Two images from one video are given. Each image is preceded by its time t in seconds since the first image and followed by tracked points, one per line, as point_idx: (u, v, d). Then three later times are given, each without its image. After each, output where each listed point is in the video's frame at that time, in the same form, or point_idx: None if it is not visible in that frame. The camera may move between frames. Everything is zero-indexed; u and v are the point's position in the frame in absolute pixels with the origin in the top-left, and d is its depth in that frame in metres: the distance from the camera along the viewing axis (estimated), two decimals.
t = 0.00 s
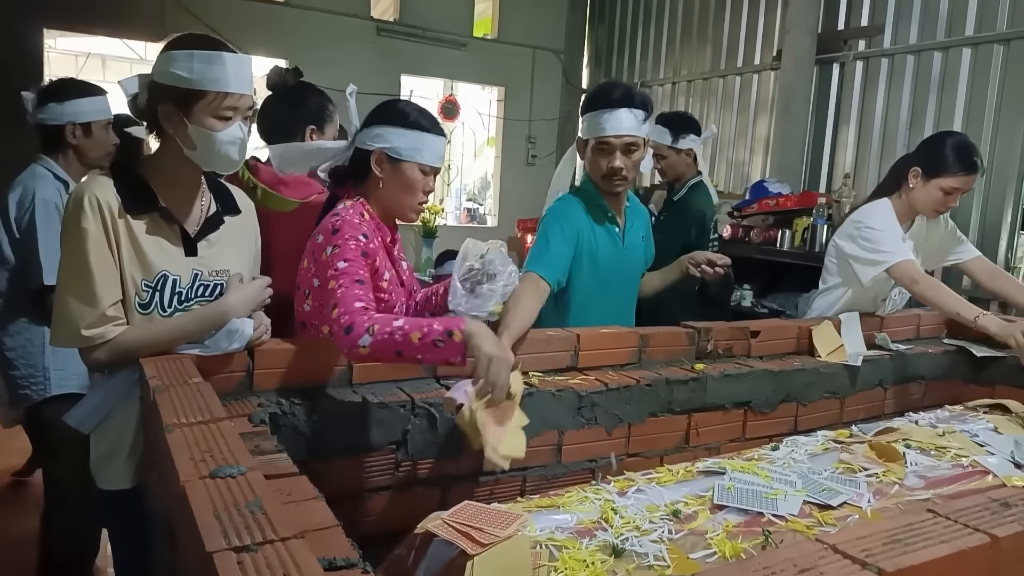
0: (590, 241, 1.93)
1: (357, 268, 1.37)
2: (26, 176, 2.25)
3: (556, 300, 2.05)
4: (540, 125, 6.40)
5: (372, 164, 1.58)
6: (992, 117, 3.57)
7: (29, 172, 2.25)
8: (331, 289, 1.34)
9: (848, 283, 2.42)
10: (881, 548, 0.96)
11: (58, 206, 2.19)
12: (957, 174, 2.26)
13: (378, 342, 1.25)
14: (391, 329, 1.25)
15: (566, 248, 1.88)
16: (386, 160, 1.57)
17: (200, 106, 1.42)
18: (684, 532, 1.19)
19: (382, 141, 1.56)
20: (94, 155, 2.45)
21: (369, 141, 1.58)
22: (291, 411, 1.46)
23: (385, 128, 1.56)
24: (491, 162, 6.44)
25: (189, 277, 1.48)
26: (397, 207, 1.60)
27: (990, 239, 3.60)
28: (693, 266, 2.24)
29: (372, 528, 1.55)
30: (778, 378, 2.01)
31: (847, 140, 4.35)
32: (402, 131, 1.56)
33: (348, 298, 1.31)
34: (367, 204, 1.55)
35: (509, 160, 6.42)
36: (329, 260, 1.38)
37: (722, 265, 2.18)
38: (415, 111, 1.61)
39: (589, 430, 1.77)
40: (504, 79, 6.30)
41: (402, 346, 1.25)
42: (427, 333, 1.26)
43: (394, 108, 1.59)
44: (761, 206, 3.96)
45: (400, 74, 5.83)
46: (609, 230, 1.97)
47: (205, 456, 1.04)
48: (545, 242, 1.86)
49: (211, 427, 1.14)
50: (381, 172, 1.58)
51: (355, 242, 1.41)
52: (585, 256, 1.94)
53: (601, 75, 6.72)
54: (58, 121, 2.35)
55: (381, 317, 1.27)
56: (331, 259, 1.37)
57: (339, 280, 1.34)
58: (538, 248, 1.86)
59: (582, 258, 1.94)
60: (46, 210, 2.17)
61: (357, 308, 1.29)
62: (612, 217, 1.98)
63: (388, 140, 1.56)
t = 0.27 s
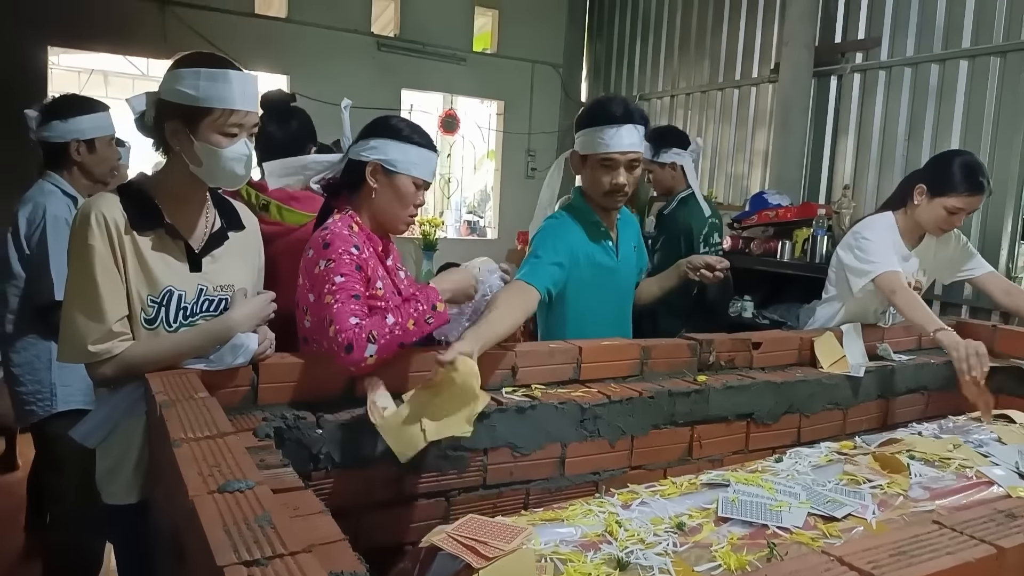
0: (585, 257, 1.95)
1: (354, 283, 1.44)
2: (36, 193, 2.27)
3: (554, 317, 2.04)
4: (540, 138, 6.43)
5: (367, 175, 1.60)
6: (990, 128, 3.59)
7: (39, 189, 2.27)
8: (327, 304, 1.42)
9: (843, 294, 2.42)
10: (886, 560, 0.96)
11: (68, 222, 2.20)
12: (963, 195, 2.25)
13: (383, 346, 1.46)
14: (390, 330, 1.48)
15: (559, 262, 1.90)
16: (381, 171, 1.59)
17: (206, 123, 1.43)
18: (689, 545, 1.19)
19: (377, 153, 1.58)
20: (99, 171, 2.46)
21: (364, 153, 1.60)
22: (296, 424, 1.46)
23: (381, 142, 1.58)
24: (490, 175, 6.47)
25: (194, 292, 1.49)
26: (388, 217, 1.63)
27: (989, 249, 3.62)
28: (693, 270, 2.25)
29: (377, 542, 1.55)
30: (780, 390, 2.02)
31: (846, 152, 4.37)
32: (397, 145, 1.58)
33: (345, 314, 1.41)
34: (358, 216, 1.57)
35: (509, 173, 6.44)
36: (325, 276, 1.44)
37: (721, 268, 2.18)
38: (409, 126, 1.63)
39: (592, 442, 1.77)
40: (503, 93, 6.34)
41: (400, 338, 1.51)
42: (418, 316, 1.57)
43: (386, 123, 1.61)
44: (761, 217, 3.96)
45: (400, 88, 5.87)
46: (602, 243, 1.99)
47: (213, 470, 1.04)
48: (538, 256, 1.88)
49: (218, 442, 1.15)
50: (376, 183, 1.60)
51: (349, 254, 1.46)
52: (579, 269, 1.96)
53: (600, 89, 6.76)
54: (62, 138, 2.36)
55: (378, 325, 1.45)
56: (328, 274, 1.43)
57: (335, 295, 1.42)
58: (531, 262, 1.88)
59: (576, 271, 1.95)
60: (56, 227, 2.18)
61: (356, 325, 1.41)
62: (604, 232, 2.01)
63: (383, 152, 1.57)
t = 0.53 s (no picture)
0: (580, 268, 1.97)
1: (338, 296, 1.43)
2: (35, 207, 2.28)
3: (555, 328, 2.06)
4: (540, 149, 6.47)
5: (353, 182, 1.60)
6: (988, 139, 3.62)
7: (37, 203, 2.28)
8: (311, 316, 1.40)
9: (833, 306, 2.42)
10: (885, 566, 0.97)
11: (67, 236, 2.22)
12: (953, 204, 2.26)
13: (362, 371, 1.42)
14: (375, 358, 1.44)
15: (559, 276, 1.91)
16: (367, 177, 1.59)
17: (210, 135, 1.46)
18: (691, 553, 1.21)
19: (361, 159, 1.58)
20: (100, 183, 2.47)
21: (348, 160, 1.60)
22: (300, 435, 1.48)
23: (366, 149, 1.58)
24: (491, 186, 6.50)
25: (198, 303, 1.51)
26: (375, 224, 1.60)
27: (988, 259, 3.64)
28: (686, 273, 2.30)
29: (379, 553, 1.55)
30: (780, 400, 2.03)
31: (845, 162, 4.41)
32: (382, 152, 1.59)
33: (328, 327, 1.39)
34: (344, 226, 1.57)
35: (510, 184, 6.48)
36: (309, 287, 1.42)
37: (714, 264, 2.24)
38: (396, 136, 1.63)
39: (594, 453, 1.78)
40: (504, 104, 6.39)
41: (383, 370, 1.46)
42: (407, 356, 1.50)
43: (373, 132, 1.62)
44: (760, 228, 3.97)
45: (401, 100, 5.92)
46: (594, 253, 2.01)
47: (220, 480, 1.06)
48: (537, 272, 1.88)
49: (224, 451, 1.16)
50: (362, 190, 1.59)
51: (333, 267, 1.45)
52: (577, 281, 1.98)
53: (600, 100, 6.81)
54: (59, 148, 2.37)
55: (361, 348, 1.42)
56: (314, 285, 1.42)
57: (320, 308, 1.40)
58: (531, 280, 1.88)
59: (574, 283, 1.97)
60: (55, 240, 2.19)
61: (340, 340, 1.39)
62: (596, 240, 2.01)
63: (367, 158, 1.58)
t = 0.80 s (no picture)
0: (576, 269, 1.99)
1: (320, 305, 1.44)
2: (25, 212, 2.28)
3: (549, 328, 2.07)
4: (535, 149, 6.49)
5: (338, 182, 1.61)
6: (978, 137, 3.65)
7: (26, 208, 2.28)
8: (298, 329, 1.42)
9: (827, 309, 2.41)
10: (874, 556, 0.99)
11: (57, 241, 2.22)
12: (918, 188, 2.25)
13: (359, 392, 1.43)
14: (372, 384, 1.42)
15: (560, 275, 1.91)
16: (351, 176, 1.60)
17: (203, 136, 1.46)
18: (685, 548, 1.22)
19: (346, 158, 1.58)
20: (92, 185, 2.47)
21: (333, 159, 1.61)
22: (297, 434, 1.48)
23: (351, 147, 1.59)
24: (487, 187, 6.51)
25: (194, 304, 1.52)
26: (362, 223, 1.60)
27: (978, 256, 3.67)
28: (671, 267, 2.38)
29: (376, 551, 1.56)
30: (774, 397, 2.05)
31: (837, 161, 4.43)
32: (365, 148, 1.59)
33: (319, 341, 1.41)
34: (329, 229, 1.59)
35: (504, 184, 6.49)
36: (290, 298, 1.44)
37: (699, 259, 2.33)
38: (381, 131, 1.63)
39: (590, 450, 1.79)
40: (498, 104, 6.40)
41: (380, 395, 1.45)
42: (406, 389, 1.45)
43: (359, 129, 1.62)
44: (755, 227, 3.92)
45: (395, 100, 5.92)
46: (583, 253, 2.03)
47: (217, 478, 1.07)
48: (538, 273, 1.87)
49: (220, 451, 1.17)
50: (348, 189, 1.60)
51: (309, 273, 1.45)
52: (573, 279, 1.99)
53: (594, 100, 6.83)
54: (49, 150, 2.38)
55: (358, 370, 1.41)
56: (295, 298, 1.43)
57: (306, 322, 1.42)
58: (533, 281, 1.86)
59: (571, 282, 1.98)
60: (44, 245, 2.19)
61: (332, 353, 1.41)
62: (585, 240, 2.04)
63: (352, 156, 1.58)
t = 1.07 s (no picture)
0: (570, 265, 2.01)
1: (306, 308, 1.44)
2: (9, 209, 2.26)
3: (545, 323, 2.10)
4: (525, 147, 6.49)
5: (323, 179, 1.61)
6: (963, 138, 3.69)
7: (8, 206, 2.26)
8: (287, 336, 1.43)
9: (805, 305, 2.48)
10: (855, 550, 1.01)
11: (39, 238, 2.19)
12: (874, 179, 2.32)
13: (355, 391, 1.44)
14: (366, 379, 1.42)
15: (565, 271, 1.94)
16: (336, 174, 1.60)
17: (189, 132, 1.46)
18: (671, 544, 1.23)
19: (331, 156, 1.59)
20: (79, 181, 2.45)
21: (320, 158, 1.61)
22: (285, 431, 1.48)
23: (339, 144, 1.59)
24: (477, 185, 6.51)
25: (181, 301, 1.51)
26: (347, 222, 1.60)
27: (963, 256, 3.71)
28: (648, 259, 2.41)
29: (365, 547, 1.57)
30: (760, 394, 2.07)
31: (825, 161, 4.47)
32: (352, 146, 1.59)
33: (309, 345, 1.42)
34: (314, 230, 1.60)
35: (494, 182, 6.50)
36: (275, 304, 1.44)
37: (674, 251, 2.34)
38: (370, 129, 1.63)
39: (579, 447, 1.81)
40: (488, 102, 6.39)
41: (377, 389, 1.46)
42: (401, 379, 1.44)
43: (349, 128, 1.62)
44: (742, 226, 3.98)
45: (385, 98, 5.91)
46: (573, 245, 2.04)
47: (204, 475, 1.07)
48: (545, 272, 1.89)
49: (208, 448, 1.17)
50: (332, 187, 1.61)
51: (291, 277, 1.45)
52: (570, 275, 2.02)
53: (584, 98, 6.84)
54: (34, 145, 2.36)
55: (349, 367, 1.40)
56: (279, 305, 1.44)
57: (294, 328, 1.43)
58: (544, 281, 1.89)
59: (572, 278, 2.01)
60: (27, 243, 2.16)
61: (325, 355, 1.42)
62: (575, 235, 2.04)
63: (337, 155, 1.58)
